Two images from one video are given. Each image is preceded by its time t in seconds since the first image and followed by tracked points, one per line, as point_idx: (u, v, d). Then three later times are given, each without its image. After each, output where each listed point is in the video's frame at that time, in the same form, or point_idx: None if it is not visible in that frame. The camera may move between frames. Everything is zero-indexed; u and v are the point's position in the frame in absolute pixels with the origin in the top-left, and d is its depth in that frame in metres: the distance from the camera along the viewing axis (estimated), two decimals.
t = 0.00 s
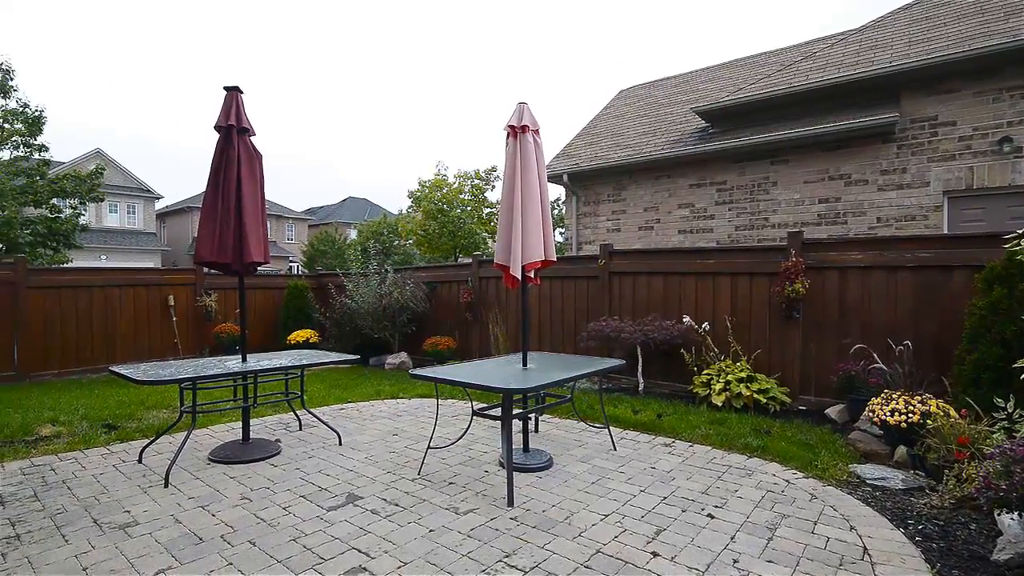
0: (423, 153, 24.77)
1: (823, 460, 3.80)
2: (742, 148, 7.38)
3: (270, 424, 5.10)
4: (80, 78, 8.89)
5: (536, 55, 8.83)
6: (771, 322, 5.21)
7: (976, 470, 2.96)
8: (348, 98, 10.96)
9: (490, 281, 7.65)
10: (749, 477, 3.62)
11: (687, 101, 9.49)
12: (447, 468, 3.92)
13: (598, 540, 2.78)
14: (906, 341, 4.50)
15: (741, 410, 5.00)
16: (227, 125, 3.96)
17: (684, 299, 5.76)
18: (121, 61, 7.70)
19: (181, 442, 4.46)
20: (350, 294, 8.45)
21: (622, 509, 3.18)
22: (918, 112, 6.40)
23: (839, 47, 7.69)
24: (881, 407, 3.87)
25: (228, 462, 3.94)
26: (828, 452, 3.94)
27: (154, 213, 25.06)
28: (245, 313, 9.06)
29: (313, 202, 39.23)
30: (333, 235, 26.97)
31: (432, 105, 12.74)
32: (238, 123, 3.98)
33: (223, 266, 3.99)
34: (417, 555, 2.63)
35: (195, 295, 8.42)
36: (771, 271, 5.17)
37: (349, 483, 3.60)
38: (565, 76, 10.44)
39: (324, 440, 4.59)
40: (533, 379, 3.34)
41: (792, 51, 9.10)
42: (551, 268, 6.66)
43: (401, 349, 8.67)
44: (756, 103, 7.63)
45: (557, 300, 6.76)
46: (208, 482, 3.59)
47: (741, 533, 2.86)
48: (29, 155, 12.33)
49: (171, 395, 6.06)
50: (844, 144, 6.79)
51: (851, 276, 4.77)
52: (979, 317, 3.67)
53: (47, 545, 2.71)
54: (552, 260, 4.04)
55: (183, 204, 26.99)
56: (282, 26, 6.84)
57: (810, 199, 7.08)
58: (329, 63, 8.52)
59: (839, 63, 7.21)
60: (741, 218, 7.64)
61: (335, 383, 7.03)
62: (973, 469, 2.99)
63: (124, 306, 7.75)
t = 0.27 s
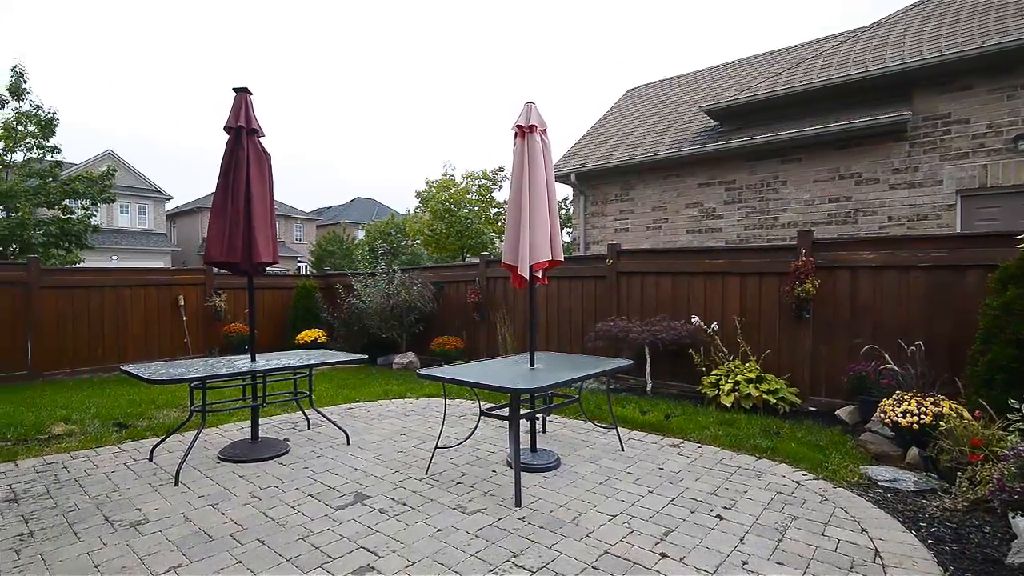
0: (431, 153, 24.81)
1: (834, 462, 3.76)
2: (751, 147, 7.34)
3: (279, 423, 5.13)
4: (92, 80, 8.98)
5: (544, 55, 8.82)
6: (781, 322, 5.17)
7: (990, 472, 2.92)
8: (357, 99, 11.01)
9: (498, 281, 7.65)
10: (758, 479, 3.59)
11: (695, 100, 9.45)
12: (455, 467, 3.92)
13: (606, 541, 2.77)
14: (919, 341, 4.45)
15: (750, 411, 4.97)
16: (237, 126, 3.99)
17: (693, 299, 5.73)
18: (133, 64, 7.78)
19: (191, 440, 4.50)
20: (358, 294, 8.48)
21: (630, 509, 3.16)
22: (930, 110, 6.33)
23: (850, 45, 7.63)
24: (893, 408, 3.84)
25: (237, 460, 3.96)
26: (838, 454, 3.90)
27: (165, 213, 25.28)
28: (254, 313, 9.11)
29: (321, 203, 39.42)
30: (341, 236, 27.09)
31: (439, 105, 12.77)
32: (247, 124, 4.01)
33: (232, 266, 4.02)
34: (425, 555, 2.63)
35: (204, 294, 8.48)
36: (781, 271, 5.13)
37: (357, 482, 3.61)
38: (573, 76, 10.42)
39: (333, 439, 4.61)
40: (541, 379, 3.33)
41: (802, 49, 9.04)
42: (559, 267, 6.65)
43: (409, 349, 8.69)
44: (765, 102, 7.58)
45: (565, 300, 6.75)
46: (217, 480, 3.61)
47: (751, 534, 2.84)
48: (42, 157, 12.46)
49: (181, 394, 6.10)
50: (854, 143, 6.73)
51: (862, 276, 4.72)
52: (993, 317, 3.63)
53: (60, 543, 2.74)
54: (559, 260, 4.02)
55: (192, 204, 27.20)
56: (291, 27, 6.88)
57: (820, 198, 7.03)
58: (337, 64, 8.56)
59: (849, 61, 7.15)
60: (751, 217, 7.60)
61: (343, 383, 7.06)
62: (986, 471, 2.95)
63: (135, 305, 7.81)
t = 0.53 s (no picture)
0: (438, 153, 24.83)
1: (845, 463, 3.73)
2: (760, 146, 7.29)
3: (288, 423, 5.15)
4: (104, 82, 9.07)
5: (552, 55, 8.81)
6: (791, 323, 5.13)
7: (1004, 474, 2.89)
8: (365, 100, 11.04)
9: (505, 281, 7.65)
10: (768, 480, 3.57)
11: (704, 99, 9.39)
12: (463, 467, 3.92)
13: (614, 541, 2.76)
14: (931, 342, 4.40)
15: (760, 411, 4.93)
16: (246, 127, 4.02)
17: (701, 299, 5.70)
18: (145, 66, 7.85)
19: (201, 439, 4.53)
20: (366, 294, 8.51)
21: (638, 510, 3.15)
22: (943, 108, 6.26)
23: (861, 42, 7.56)
24: (905, 409, 3.82)
25: (247, 459, 3.99)
26: (849, 455, 3.87)
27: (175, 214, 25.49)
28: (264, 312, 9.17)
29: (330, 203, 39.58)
30: (350, 236, 27.20)
31: (447, 105, 12.78)
32: (257, 125, 4.03)
33: (242, 266, 4.04)
34: (433, 554, 2.63)
35: (214, 294, 8.54)
36: (791, 270, 5.09)
37: (365, 482, 3.62)
38: (581, 76, 10.40)
39: (341, 438, 4.63)
40: (550, 379, 3.33)
41: (812, 46, 8.96)
42: (567, 267, 6.64)
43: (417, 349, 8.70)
44: (775, 100, 7.53)
45: (573, 300, 6.73)
46: (227, 479, 3.64)
47: (761, 536, 2.82)
48: (55, 158, 12.61)
49: (192, 393, 6.15)
50: (865, 142, 6.68)
51: (874, 275, 4.67)
52: (1007, 317, 3.58)
53: (73, 540, 2.76)
54: (567, 260, 4.01)
55: (202, 205, 27.40)
56: (300, 28, 6.91)
57: (830, 197, 6.97)
58: (345, 65, 8.58)
59: (860, 59, 7.09)
60: (760, 217, 7.55)
61: (352, 382, 7.09)
62: (1001, 473, 2.91)
63: (146, 305, 7.88)
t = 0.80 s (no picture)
0: (446, 153, 24.86)
1: (856, 465, 3.69)
2: (770, 145, 7.24)
3: (297, 422, 5.18)
4: (115, 84, 9.15)
5: (560, 55, 8.79)
6: (802, 323, 5.09)
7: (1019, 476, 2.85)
8: (373, 100, 11.06)
9: (513, 280, 7.65)
10: (778, 481, 3.54)
11: (713, 98, 9.34)
12: (471, 467, 3.92)
13: (622, 542, 2.75)
14: (945, 342, 4.35)
15: (770, 412, 4.90)
16: (255, 128, 4.04)
17: (710, 299, 5.67)
18: (156, 67, 7.92)
19: (211, 438, 4.57)
20: (374, 293, 8.53)
21: (647, 511, 3.14)
22: (957, 105, 6.19)
23: (872, 40, 7.49)
24: (918, 410, 3.78)
25: (256, 458, 4.01)
26: (861, 456, 3.83)
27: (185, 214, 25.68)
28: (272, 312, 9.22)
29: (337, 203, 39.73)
30: (358, 235, 27.30)
31: (454, 105, 12.79)
32: (266, 127, 4.05)
33: (251, 266, 4.06)
34: (441, 554, 2.63)
35: (224, 294, 8.60)
36: (801, 270, 5.06)
37: (373, 481, 3.63)
38: (589, 75, 10.38)
39: (349, 437, 4.64)
40: (558, 379, 3.32)
41: (822, 44, 8.89)
42: (575, 267, 6.63)
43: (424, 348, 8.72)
44: (785, 99, 7.48)
45: (581, 300, 6.72)
46: (236, 477, 3.66)
47: (770, 538, 2.80)
48: (67, 160, 12.74)
49: (202, 392, 6.20)
50: (877, 140, 6.61)
51: (885, 275, 4.63)
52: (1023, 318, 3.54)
53: (85, 537, 2.79)
54: (575, 259, 4.00)
55: (212, 205, 27.59)
56: (308, 29, 6.93)
57: (840, 196, 6.91)
58: (353, 66, 8.60)
59: (872, 56, 7.02)
60: (770, 216, 7.50)
61: (359, 382, 7.11)
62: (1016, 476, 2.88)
63: (156, 305, 7.95)
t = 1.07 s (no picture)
0: (454, 153, 24.88)
1: (868, 467, 3.66)
2: (781, 143, 7.19)
3: (307, 421, 5.21)
4: (128, 86, 9.25)
5: (571, 55, 8.80)
6: (813, 323, 5.05)
7: None
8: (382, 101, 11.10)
9: (521, 280, 7.64)
10: (789, 483, 3.51)
11: (723, 97, 9.28)
12: (479, 467, 3.93)
13: (631, 543, 2.74)
14: (959, 343, 4.30)
15: (780, 413, 4.86)
16: (265, 129, 4.06)
17: (720, 299, 5.64)
18: (167, 69, 7.99)
19: (221, 436, 4.60)
20: (383, 293, 8.56)
21: (656, 512, 3.12)
22: (971, 103, 6.10)
23: (885, 37, 7.41)
24: (931, 412, 3.74)
25: (266, 457, 4.03)
26: (873, 458, 3.79)
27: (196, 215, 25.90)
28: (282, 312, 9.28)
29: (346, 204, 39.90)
30: (366, 235, 27.41)
31: (463, 106, 12.80)
32: (275, 128, 4.08)
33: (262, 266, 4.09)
34: (449, 553, 2.63)
35: (234, 293, 8.66)
36: (812, 270, 5.01)
37: (382, 480, 3.64)
38: (597, 75, 10.35)
39: (358, 437, 4.66)
40: (567, 379, 3.32)
41: (834, 42, 8.80)
42: (583, 267, 6.62)
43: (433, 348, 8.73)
44: (795, 97, 7.42)
45: (589, 300, 6.70)
46: (247, 476, 3.68)
47: (781, 540, 2.77)
48: (80, 161, 12.90)
49: (212, 391, 6.24)
50: (890, 138, 6.54)
51: (898, 275, 4.57)
52: None
53: (98, 534, 2.82)
54: (584, 259, 3.99)
55: (222, 206, 27.80)
56: (318, 30, 6.95)
57: (852, 195, 6.84)
58: (362, 66, 8.63)
59: (884, 54, 6.94)
60: (780, 216, 7.45)
61: (368, 382, 7.13)
62: None
63: (167, 305, 8.01)
